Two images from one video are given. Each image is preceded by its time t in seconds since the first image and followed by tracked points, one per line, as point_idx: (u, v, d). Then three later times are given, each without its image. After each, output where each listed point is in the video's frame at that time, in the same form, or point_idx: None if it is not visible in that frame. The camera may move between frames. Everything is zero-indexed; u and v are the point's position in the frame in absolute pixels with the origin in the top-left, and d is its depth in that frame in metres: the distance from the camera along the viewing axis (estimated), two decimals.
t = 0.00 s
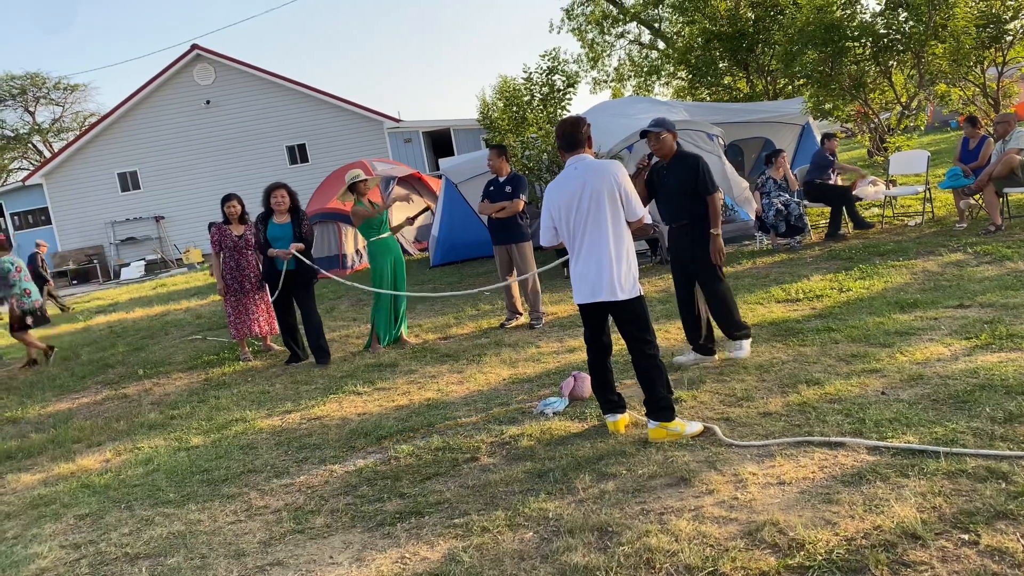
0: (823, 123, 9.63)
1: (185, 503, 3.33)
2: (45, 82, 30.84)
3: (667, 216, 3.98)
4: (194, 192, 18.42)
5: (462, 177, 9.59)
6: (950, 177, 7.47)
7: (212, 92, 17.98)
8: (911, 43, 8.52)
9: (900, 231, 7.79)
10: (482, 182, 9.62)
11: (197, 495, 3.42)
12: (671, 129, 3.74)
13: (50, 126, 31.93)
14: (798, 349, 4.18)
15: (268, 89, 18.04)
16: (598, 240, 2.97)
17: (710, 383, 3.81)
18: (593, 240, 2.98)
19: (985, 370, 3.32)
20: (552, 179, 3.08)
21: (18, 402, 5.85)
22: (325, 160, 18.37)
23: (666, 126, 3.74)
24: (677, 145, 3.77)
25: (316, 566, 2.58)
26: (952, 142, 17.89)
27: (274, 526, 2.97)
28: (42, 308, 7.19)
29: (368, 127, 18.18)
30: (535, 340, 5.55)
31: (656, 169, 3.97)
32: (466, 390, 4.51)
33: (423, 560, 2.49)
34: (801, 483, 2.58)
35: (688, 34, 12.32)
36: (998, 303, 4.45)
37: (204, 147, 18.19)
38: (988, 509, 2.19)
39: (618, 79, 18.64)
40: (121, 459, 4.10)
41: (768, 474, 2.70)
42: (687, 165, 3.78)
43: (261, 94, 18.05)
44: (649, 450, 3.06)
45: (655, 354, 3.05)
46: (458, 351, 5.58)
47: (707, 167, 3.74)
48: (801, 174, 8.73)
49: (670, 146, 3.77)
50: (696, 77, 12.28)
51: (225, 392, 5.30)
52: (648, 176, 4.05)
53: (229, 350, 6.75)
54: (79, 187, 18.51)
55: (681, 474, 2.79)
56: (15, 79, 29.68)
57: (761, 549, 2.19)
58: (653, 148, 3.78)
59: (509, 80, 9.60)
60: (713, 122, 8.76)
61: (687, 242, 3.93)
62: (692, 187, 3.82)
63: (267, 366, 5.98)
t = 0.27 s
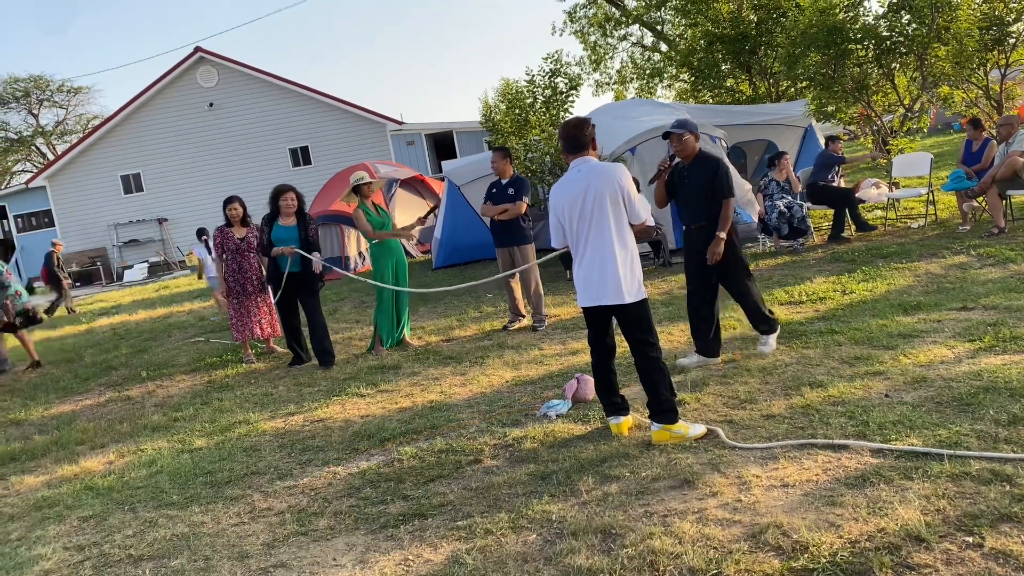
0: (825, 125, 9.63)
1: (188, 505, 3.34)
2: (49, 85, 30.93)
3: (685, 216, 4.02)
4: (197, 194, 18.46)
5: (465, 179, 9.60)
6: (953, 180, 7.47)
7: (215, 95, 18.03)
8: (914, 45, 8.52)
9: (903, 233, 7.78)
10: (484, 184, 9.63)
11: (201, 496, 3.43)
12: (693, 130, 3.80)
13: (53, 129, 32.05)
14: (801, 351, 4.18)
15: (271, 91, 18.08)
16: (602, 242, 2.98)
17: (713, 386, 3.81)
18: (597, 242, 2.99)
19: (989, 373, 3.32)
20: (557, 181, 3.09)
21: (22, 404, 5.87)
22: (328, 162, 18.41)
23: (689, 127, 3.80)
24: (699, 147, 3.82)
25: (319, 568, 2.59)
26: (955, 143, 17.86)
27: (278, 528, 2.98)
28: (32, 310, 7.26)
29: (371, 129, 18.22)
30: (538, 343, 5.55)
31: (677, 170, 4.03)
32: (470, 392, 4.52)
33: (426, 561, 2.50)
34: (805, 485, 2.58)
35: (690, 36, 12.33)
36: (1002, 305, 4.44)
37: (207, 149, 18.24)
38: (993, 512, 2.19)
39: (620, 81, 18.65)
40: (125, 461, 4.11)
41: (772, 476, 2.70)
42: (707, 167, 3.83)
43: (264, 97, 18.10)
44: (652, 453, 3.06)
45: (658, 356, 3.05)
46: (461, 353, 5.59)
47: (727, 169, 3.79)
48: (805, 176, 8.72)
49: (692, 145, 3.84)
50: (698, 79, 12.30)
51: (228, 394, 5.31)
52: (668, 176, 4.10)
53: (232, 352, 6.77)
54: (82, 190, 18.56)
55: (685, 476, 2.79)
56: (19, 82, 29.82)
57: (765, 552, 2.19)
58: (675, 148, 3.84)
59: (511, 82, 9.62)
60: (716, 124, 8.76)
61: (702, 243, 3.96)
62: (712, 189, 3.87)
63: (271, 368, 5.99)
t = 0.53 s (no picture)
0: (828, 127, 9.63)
1: (191, 507, 3.34)
2: (52, 88, 31.02)
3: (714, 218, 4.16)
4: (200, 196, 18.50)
5: (467, 182, 9.63)
6: (956, 182, 7.47)
7: (218, 97, 18.08)
8: (916, 48, 8.53)
9: (906, 236, 7.78)
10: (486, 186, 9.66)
11: (204, 499, 3.44)
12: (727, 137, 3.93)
13: (56, 132, 32.16)
14: (805, 354, 4.18)
15: (274, 94, 18.13)
16: (605, 245, 2.98)
17: (716, 388, 3.81)
18: (601, 245, 2.99)
19: (992, 376, 3.31)
20: (561, 183, 3.10)
21: (25, 406, 5.88)
22: (331, 164, 18.44)
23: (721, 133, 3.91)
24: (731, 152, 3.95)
25: (322, 570, 2.59)
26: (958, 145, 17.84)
27: (281, 530, 2.98)
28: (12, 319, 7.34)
29: (373, 131, 18.25)
30: (541, 345, 5.56)
31: (707, 174, 4.16)
32: (472, 395, 4.52)
33: (430, 564, 2.50)
34: (808, 487, 2.58)
35: (693, 39, 12.34)
36: (1005, 307, 4.44)
37: (210, 152, 18.29)
38: (997, 514, 2.19)
39: (622, 84, 18.66)
40: (128, 463, 4.12)
41: (775, 479, 2.70)
42: (737, 173, 3.95)
43: (267, 99, 18.14)
44: (655, 455, 3.06)
45: (661, 358, 3.05)
46: (463, 355, 5.60)
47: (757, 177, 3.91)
48: (807, 178, 8.72)
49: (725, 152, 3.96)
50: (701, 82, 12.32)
51: (231, 397, 5.32)
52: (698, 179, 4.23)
53: (235, 355, 6.78)
54: (85, 192, 18.61)
55: (688, 478, 2.79)
56: (22, 86, 29.93)
57: (768, 554, 2.19)
58: (709, 152, 3.97)
59: (514, 85, 9.63)
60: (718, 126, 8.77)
61: (726, 245, 4.12)
62: (740, 194, 4.00)
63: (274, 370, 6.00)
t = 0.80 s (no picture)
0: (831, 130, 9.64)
1: (195, 509, 3.35)
2: (56, 90, 31.12)
3: (729, 216, 4.27)
4: (203, 199, 18.54)
5: (470, 184, 9.67)
6: (958, 184, 7.46)
7: (221, 100, 18.13)
8: (919, 50, 8.53)
9: (909, 238, 7.77)
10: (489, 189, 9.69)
11: (207, 500, 3.45)
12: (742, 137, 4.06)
13: (60, 134, 32.29)
14: (807, 356, 4.18)
15: (277, 96, 18.17)
16: (607, 247, 2.99)
17: (719, 391, 3.81)
18: (603, 247, 3.00)
19: (996, 378, 3.31)
20: (566, 185, 3.12)
21: (28, 408, 5.90)
22: (333, 167, 18.47)
23: (737, 135, 4.04)
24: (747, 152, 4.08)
25: (325, 572, 2.60)
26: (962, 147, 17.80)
27: (284, 532, 2.99)
28: None
29: (376, 134, 18.28)
30: (544, 347, 5.56)
31: (723, 173, 4.28)
32: (475, 397, 4.53)
33: (433, 566, 2.50)
34: (811, 490, 2.58)
35: (696, 42, 12.36)
36: (1008, 310, 4.44)
37: (213, 154, 18.34)
38: (1000, 517, 2.19)
39: (625, 86, 18.68)
40: (132, 465, 4.13)
41: (778, 481, 2.70)
42: (754, 172, 4.07)
43: (270, 102, 18.19)
44: (658, 457, 3.06)
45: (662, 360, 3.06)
46: (466, 357, 5.61)
47: (773, 177, 4.01)
48: (810, 181, 8.73)
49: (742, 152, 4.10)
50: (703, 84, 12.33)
51: (235, 398, 5.33)
52: (716, 177, 4.35)
53: (239, 357, 6.80)
54: (88, 195, 18.67)
55: (691, 481, 2.79)
56: (25, 88, 30.07)
57: (771, 556, 2.19)
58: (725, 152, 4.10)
59: (516, 87, 9.65)
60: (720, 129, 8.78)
61: (741, 242, 4.22)
62: (756, 194, 4.11)
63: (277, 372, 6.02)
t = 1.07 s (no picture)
0: (833, 133, 9.64)
1: (197, 512, 3.35)
2: (59, 93, 31.22)
3: (735, 217, 4.28)
4: (206, 201, 18.59)
5: (472, 187, 9.68)
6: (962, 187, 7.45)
7: (224, 103, 18.18)
8: (922, 53, 8.54)
9: (912, 241, 7.76)
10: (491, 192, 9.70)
11: (210, 503, 3.45)
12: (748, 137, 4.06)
13: (63, 137, 32.39)
14: (810, 359, 4.18)
15: (280, 99, 18.21)
16: (611, 250, 3.00)
17: (722, 394, 3.81)
18: (607, 250, 3.01)
19: (999, 381, 3.30)
20: (570, 187, 3.13)
21: (31, 410, 5.91)
22: (336, 169, 18.51)
23: (743, 135, 4.03)
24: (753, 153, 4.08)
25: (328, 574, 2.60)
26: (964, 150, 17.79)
27: (287, 534, 2.99)
28: None
29: (379, 136, 18.31)
30: (547, 350, 5.57)
31: (729, 173, 4.28)
32: (478, 400, 4.53)
33: (435, 568, 2.50)
34: (814, 493, 2.58)
35: (699, 44, 12.38)
36: (1012, 313, 4.43)
37: (216, 157, 18.38)
38: (1004, 520, 2.18)
39: (627, 89, 18.69)
40: (135, 467, 4.14)
41: (781, 484, 2.69)
42: (759, 173, 4.07)
43: (273, 104, 18.23)
44: (661, 460, 3.06)
45: (664, 362, 3.06)
46: (468, 360, 5.61)
47: (778, 179, 4.01)
48: (813, 184, 8.72)
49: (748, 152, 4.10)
50: (706, 87, 12.35)
51: (237, 401, 5.34)
52: (723, 178, 4.36)
53: (241, 359, 6.81)
54: (91, 197, 18.72)
55: (694, 484, 2.79)
56: (28, 91, 30.19)
57: (775, 559, 2.19)
58: (730, 152, 4.11)
59: (519, 90, 9.66)
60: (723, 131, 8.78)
61: (746, 243, 4.23)
62: (762, 194, 4.11)
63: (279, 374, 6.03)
